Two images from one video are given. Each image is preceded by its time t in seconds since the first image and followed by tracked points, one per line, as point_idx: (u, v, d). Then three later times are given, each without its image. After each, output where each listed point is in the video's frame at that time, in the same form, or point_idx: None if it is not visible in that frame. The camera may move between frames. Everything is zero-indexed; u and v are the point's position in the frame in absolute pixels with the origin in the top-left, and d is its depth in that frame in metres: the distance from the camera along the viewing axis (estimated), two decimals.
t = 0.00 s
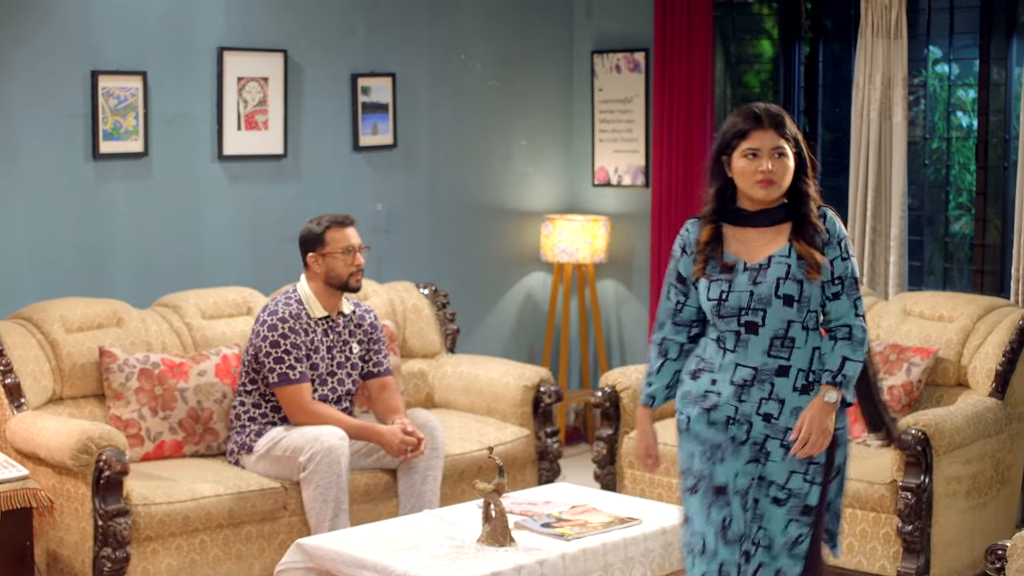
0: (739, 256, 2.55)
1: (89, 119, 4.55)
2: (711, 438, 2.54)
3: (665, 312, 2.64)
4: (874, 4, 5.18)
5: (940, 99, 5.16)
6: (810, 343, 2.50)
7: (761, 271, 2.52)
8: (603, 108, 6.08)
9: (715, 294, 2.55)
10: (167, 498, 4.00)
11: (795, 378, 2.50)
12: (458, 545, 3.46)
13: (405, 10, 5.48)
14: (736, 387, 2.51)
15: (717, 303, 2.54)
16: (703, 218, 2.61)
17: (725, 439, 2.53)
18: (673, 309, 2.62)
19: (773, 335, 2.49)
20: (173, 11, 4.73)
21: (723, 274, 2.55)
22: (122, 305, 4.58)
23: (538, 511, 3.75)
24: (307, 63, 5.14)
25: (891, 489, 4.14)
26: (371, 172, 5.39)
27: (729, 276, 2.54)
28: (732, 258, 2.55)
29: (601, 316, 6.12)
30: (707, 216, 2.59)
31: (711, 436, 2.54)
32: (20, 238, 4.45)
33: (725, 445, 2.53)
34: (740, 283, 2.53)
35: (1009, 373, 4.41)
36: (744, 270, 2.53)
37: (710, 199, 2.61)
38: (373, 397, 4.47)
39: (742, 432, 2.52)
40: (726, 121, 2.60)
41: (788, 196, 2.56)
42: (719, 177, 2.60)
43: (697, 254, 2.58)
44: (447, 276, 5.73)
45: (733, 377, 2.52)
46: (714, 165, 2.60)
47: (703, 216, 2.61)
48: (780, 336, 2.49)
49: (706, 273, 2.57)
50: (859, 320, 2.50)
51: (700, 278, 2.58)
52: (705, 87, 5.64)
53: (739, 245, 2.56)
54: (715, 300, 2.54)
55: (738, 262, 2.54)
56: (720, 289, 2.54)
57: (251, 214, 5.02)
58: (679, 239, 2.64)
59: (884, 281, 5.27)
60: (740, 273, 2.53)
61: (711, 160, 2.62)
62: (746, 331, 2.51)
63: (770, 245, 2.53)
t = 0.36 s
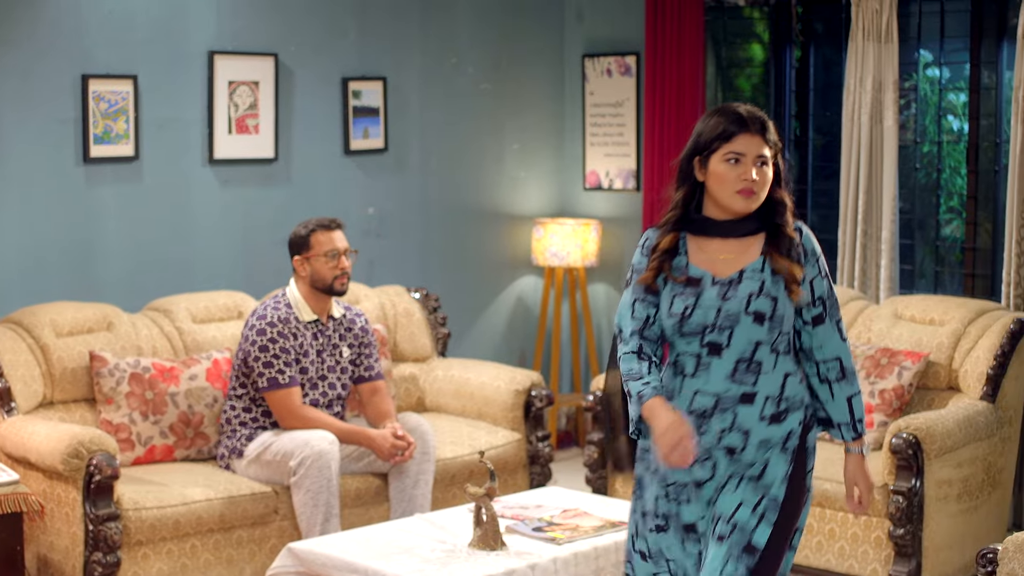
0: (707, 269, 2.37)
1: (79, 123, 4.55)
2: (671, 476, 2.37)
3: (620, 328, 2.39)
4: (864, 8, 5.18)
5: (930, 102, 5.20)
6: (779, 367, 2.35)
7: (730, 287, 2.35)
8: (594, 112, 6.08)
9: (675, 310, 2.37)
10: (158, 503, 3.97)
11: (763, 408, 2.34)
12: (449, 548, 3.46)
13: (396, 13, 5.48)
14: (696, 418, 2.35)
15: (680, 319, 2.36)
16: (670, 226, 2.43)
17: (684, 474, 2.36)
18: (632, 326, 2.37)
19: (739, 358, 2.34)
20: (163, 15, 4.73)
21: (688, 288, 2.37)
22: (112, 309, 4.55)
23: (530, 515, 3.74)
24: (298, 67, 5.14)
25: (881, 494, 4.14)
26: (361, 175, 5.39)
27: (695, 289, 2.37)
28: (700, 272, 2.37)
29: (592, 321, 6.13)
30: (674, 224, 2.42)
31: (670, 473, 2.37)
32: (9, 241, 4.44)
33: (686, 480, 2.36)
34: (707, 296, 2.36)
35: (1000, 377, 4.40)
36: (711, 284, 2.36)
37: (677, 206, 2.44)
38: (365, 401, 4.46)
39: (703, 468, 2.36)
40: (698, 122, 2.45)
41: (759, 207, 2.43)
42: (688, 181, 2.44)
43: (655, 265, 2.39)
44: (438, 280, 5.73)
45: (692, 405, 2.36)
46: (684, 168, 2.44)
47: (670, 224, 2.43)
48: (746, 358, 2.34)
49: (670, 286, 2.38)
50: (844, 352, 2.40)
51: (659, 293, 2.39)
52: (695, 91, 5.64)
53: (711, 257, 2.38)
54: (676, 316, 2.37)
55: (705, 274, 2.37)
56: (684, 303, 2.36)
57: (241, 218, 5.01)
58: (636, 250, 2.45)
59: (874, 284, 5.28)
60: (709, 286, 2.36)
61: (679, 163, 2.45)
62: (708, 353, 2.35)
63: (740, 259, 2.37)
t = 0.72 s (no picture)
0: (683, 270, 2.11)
1: (71, 127, 4.54)
2: (643, 493, 2.09)
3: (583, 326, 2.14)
4: (856, 12, 5.18)
5: (922, 107, 5.21)
6: (765, 379, 2.09)
7: (712, 288, 2.10)
8: (586, 116, 6.10)
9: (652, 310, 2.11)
10: (150, 507, 3.95)
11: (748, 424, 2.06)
12: (442, 553, 3.46)
13: (388, 18, 5.49)
14: (677, 429, 2.07)
15: (656, 321, 2.11)
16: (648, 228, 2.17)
17: (660, 490, 2.08)
18: (597, 327, 2.13)
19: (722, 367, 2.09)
20: (155, 19, 4.73)
21: (665, 286, 2.11)
22: (104, 314, 4.54)
23: (522, 519, 3.74)
24: (290, 71, 5.14)
25: (874, 497, 4.13)
26: (353, 180, 5.39)
27: (672, 288, 2.11)
28: (672, 274, 2.12)
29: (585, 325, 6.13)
30: (654, 224, 2.16)
31: (645, 486, 2.08)
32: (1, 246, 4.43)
33: (661, 497, 2.08)
34: (682, 295, 2.10)
35: (992, 380, 4.41)
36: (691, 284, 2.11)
37: (658, 206, 2.17)
38: (357, 405, 4.46)
39: (682, 485, 2.07)
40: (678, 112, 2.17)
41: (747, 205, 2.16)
42: (669, 179, 2.16)
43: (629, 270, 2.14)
44: (430, 284, 5.74)
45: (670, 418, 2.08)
46: (663, 164, 2.17)
47: (649, 225, 2.16)
48: (731, 366, 2.08)
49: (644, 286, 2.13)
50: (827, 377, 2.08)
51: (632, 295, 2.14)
52: (687, 95, 5.65)
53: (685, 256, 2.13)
54: (650, 317, 2.11)
55: (682, 273, 2.12)
56: (659, 302, 2.11)
57: (232, 223, 5.01)
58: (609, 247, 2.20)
59: (867, 288, 5.29)
60: (684, 284, 2.11)
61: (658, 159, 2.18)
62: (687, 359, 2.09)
63: (723, 261, 2.11)
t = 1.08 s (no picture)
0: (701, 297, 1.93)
1: (65, 130, 4.54)
2: (672, 556, 1.89)
3: (645, 343, 1.81)
4: (850, 15, 5.19)
5: (915, 110, 5.23)
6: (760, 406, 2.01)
7: (730, 317, 1.95)
8: (580, 119, 6.14)
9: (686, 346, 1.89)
10: (143, 511, 3.90)
11: (758, 459, 1.96)
12: (435, 556, 3.45)
13: (382, 21, 5.50)
14: (714, 478, 1.89)
15: (693, 358, 1.89)
16: (648, 249, 1.93)
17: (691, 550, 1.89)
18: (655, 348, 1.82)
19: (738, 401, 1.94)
20: (149, 22, 4.73)
21: (697, 319, 1.91)
22: (98, 317, 4.52)
23: (516, 522, 3.74)
24: (284, 75, 5.15)
25: (867, 500, 4.12)
26: (347, 183, 5.40)
27: (702, 322, 1.92)
28: (696, 300, 1.92)
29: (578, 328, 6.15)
30: (654, 243, 1.93)
31: (675, 549, 1.89)
32: None
33: (690, 560, 1.90)
34: (712, 327, 1.92)
35: (985, 384, 4.40)
36: (715, 312, 1.94)
37: (650, 224, 1.95)
38: (350, 408, 4.46)
39: (712, 541, 1.91)
40: (650, 118, 1.97)
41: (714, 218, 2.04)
42: (655, 191, 1.95)
43: (655, 293, 1.89)
44: (424, 288, 5.76)
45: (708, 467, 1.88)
46: (647, 176, 1.95)
47: (649, 246, 1.93)
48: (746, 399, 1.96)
49: (673, 317, 1.89)
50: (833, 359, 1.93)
51: (660, 322, 1.89)
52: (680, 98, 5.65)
53: (686, 281, 1.95)
54: (689, 353, 1.89)
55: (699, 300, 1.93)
56: (695, 336, 1.90)
57: (225, 227, 5.00)
58: (616, 264, 1.89)
59: (860, 291, 5.30)
60: (709, 315, 1.93)
61: (638, 170, 1.96)
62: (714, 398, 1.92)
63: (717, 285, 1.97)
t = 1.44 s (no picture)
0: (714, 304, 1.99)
1: (56, 131, 4.52)
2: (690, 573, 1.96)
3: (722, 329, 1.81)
4: (840, 15, 5.19)
5: (906, 110, 5.23)
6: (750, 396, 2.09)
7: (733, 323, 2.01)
8: (571, 119, 6.15)
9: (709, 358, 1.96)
10: (134, 512, 3.89)
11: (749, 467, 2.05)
12: (427, 557, 3.45)
13: (373, 22, 5.50)
14: (725, 494, 1.96)
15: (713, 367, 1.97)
16: (677, 254, 1.92)
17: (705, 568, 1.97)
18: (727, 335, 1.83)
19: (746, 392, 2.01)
20: (140, 23, 4.72)
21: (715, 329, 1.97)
22: (88, 317, 4.51)
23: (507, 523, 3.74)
24: (275, 75, 5.15)
25: (858, 500, 4.12)
26: (338, 184, 5.40)
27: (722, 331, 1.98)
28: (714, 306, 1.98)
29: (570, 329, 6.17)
30: (682, 247, 1.92)
31: (692, 569, 1.96)
32: None
33: None
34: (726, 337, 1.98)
35: (976, 384, 4.40)
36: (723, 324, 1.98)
37: (669, 227, 1.92)
38: (341, 409, 4.46)
39: (723, 557, 1.99)
40: (644, 116, 1.92)
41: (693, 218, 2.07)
42: (665, 193, 1.92)
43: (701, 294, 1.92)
44: (415, 288, 5.77)
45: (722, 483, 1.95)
46: (655, 178, 1.91)
47: (678, 251, 1.92)
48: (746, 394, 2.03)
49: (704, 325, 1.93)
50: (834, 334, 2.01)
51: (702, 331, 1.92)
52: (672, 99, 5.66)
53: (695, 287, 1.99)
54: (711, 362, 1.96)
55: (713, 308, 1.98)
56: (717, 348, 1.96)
57: (216, 227, 5.00)
58: (660, 262, 1.86)
59: (850, 291, 5.31)
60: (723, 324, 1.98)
61: (642, 172, 1.92)
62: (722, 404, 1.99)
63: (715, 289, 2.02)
